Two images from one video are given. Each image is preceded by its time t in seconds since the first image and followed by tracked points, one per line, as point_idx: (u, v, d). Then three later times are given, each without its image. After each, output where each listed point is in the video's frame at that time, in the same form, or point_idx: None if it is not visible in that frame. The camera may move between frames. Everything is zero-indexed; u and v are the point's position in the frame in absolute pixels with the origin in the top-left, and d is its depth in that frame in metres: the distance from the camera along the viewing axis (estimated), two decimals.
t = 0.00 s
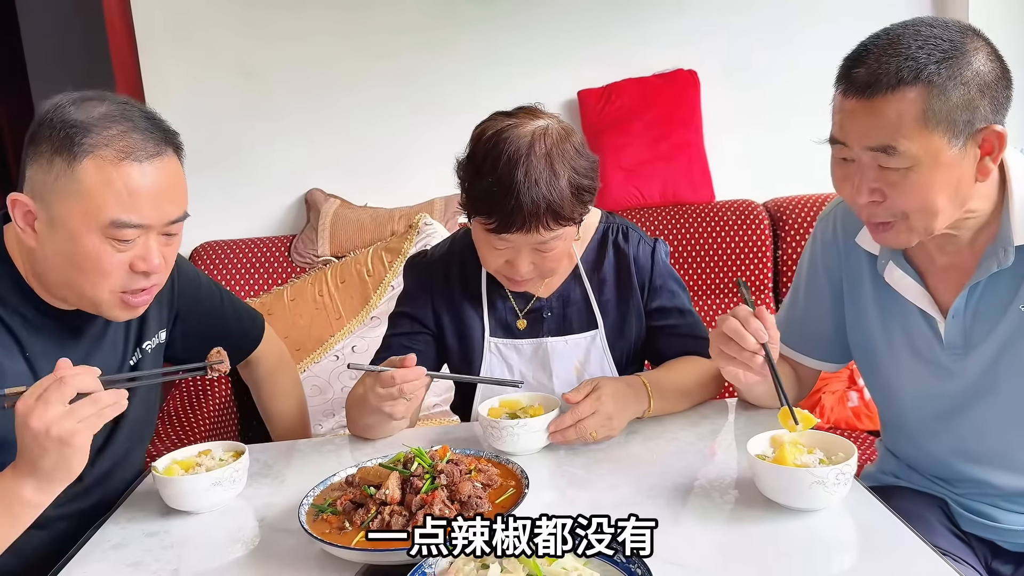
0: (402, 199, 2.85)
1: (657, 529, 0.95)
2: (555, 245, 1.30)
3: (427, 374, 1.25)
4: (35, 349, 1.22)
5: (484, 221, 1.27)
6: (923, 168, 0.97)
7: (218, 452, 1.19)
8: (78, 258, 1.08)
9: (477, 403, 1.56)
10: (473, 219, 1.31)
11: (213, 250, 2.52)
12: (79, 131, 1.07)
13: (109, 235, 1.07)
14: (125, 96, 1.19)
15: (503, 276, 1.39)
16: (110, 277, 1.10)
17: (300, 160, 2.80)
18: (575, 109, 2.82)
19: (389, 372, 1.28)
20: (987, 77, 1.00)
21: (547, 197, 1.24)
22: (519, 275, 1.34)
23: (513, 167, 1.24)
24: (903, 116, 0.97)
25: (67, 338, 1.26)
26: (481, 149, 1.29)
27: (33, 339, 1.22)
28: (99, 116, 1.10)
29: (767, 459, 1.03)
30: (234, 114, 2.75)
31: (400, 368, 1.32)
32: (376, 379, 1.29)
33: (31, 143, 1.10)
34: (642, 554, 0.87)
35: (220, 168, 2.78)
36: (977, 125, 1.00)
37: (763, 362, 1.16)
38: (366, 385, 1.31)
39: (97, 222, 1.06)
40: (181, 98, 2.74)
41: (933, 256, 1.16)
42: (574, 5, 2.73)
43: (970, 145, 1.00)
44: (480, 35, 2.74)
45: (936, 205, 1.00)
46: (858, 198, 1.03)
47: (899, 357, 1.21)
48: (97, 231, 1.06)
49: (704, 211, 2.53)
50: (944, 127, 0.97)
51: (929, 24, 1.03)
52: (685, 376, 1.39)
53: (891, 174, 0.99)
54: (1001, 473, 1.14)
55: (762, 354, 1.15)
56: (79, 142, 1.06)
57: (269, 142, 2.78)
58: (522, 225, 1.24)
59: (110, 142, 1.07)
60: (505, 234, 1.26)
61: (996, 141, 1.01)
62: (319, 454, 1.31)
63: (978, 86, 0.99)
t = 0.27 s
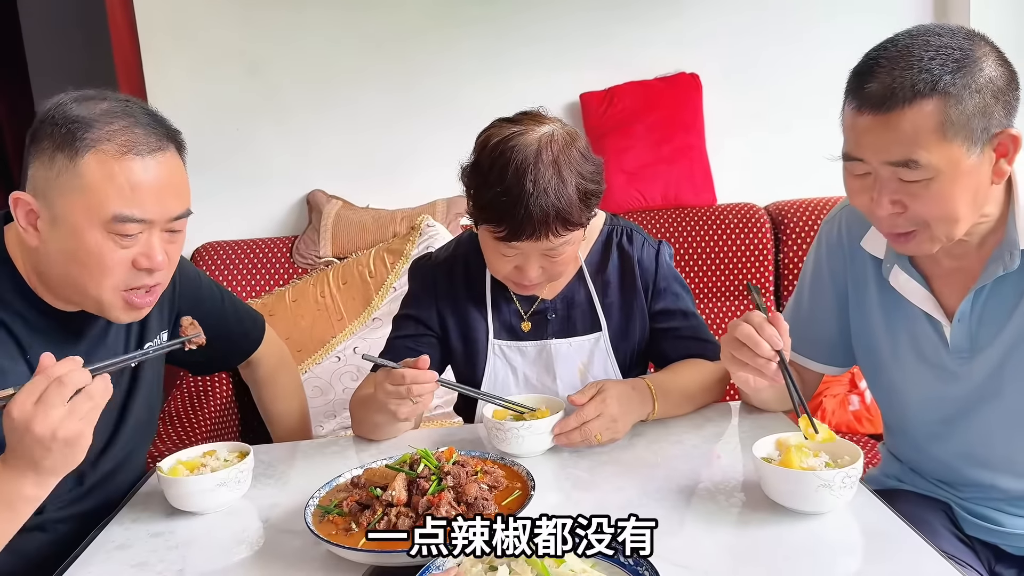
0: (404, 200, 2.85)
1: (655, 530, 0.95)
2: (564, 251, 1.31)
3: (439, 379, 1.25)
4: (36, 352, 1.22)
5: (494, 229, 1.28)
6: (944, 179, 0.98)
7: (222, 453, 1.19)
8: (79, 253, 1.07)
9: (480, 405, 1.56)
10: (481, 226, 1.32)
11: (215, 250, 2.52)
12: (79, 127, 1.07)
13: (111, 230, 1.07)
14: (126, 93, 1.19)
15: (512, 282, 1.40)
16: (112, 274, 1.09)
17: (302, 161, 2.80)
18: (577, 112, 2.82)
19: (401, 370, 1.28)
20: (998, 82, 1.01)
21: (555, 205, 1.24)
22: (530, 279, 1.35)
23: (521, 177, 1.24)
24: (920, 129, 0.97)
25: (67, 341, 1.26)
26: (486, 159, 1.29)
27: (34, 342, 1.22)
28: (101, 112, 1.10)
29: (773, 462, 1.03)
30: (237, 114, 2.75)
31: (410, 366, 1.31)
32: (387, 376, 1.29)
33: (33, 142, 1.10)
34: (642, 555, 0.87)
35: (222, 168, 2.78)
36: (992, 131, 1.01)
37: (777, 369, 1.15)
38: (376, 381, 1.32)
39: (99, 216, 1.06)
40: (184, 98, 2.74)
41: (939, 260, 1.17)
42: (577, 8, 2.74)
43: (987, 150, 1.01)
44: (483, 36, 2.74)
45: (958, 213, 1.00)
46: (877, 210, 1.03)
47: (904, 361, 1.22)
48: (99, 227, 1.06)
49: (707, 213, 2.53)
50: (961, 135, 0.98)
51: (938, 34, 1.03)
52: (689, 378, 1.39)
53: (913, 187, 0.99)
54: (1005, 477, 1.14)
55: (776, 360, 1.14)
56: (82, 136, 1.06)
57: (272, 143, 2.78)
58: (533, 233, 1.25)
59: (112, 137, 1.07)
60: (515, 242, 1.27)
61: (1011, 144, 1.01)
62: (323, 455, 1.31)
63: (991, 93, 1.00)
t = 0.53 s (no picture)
0: (406, 203, 2.86)
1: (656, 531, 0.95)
2: (570, 251, 1.31)
3: (463, 385, 1.24)
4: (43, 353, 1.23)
5: (500, 230, 1.28)
6: (960, 184, 0.99)
7: (228, 454, 1.19)
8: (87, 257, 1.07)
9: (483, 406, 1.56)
10: (488, 227, 1.32)
11: (217, 251, 2.51)
12: (69, 127, 1.06)
13: (113, 227, 1.07)
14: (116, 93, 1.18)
15: (517, 284, 1.39)
16: (118, 272, 1.10)
17: (303, 162, 2.80)
18: (579, 115, 2.83)
19: (425, 373, 1.27)
20: (1010, 85, 1.02)
21: (561, 203, 1.24)
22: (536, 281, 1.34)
23: (528, 177, 1.25)
24: (936, 133, 0.98)
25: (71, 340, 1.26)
26: (493, 160, 1.29)
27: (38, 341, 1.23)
28: (92, 111, 1.10)
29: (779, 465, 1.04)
30: (238, 115, 2.75)
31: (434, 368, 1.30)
32: (410, 377, 1.28)
33: (27, 149, 1.09)
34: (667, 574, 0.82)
35: (224, 170, 2.78)
36: (1005, 134, 1.02)
37: (789, 379, 1.15)
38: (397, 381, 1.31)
39: (99, 214, 1.05)
40: (185, 99, 2.74)
41: (946, 263, 1.17)
42: (579, 11, 2.74)
43: (1001, 154, 1.02)
44: (485, 39, 2.75)
45: (974, 217, 1.01)
46: (893, 216, 1.04)
47: (909, 364, 1.22)
48: (100, 225, 1.06)
49: (709, 217, 2.54)
50: (977, 141, 0.99)
51: (949, 38, 1.04)
52: (693, 380, 1.40)
53: (928, 192, 1.00)
54: (1010, 481, 1.15)
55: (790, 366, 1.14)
56: (72, 137, 1.05)
57: (274, 144, 2.78)
58: (540, 232, 1.25)
59: (103, 133, 1.07)
60: (521, 242, 1.27)
61: None
62: (327, 457, 1.30)
63: (1005, 96, 1.01)
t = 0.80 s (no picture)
0: (405, 205, 2.85)
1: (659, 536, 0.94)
2: (572, 254, 1.30)
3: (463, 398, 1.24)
4: (48, 355, 1.22)
5: (501, 234, 1.28)
6: (969, 189, 1.00)
7: (229, 457, 1.19)
8: (84, 263, 1.07)
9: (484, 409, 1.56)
10: (489, 231, 1.32)
11: (216, 253, 2.50)
12: (67, 134, 1.06)
13: (108, 235, 1.06)
14: (117, 96, 1.18)
15: (518, 288, 1.39)
16: (115, 279, 1.08)
17: (303, 165, 2.80)
18: (579, 119, 2.83)
19: (424, 390, 1.26)
20: (1018, 91, 1.03)
21: (563, 207, 1.24)
22: (538, 285, 1.34)
23: (530, 182, 1.24)
24: (945, 139, 0.99)
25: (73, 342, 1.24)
26: (494, 165, 1.29)
27: (41, 341, 1.21)
28: (90, 116, 1.10)
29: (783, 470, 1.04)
30: (238, 116, 2.75)
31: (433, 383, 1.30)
32: (409, 394, 1.28)
33: (27, 153, 1.09)
34: None
35: (223, 171, 2.78)
36: (1013, 140, 1.03)
37: (791, 372, 1.16)
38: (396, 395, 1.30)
39: (93, 223, 1.05)
40: (185, 100, 2.73)
41: (949, 268, 1.18)
42: (580, 15, 2.75)
43: (1009, 158, 1.03)
44: (486, 43, 2.75)
45: (981, 223, 1.02)
46: (902, 221, 1.04)
47: (912, 369, 1.22)
48: (95, 233, 1.05)
49: (708, 221, 2.54)
50: (986, 146, 1.00)
51: (957, 44, 1.05)
52: (695, 384, 1.40)
53: (938, 198, 1.01)
54: (1011, 486, 1.15)
55: (790, 360, 1.14)
56: (70, 143, 1.05)
57: (273, 146, 2.78)
58: (542, 237, 1.25)
59: (100, 140, 1.06)
60: (524, 247, 1.27)
61: None
62: (328, 460, 1.30)
63: (1013, 102, 1.02)
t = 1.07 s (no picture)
0: (403, 209, 2.85)
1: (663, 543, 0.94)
2: (572, 264, 1.29)
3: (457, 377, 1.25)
4: (44, 357, 1.21)
5: (500, 238, 1.27)
6: (973, 194, 1.01)
7: (229, 460, 1.19)
8: (87, 263, 1.06)
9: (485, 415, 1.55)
10: (488, 235, 1.31)
11: (213, 256, 2.49)
12: (74, 133, 1.06)
13: (112, 235, 1.05)
14: (122, 97, 1.18)
15: (516, 300, 1.37)
16: (117, 279, 1.08)
17: (301, 168, 2.80)
18: (577, 123, 2.84)
19: (410, 381, 1.27)
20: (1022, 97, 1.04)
21: (563, 211, 1.24)
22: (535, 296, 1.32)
23: (532, 183, 1.25)
24: (950, 143, 0.99)
25: (69, 343, 1.24)
26: (497, 166, 1.29)
27: (38, 343, 1.20)
28: (97, 116, 1.10)
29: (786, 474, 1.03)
30: (237, 118, 2.75)
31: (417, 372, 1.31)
32: (397, 391, 1.28)
33: (31, 152, 1.09)
34: None
35: (221, 174, 2.77)
36: (1017, 146, 1.03)
37: (804, 397, 1.15)
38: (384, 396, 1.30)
39: (99, 222, 1.04)
40: (183, 102, 2.72)
41: (949, 272, 1.18)
42: (579, 19, 2.76)
43: (1013, 163, 1.04)
44: (485, 46, 2.76)
45: (984, 227, 1.03)
46: (905, 225, 1.05)
47: (912, 373, 1.23)
48: (101, 232, 1.05)
49: (707, 225, 2.54)
50: (990, 151, 1.00)
51: (963, 48, 1.06)
52: (695, 389, 1.40)
53: (940, 204, 1.02)
54: (1012, 490, 1.15)
55: (806, 378, 1.14)
56: (75, 143, 1.05)
57: (272, 149, 2.78)
58: (541, 240, 1.24)
59: (107, 140, 1.06)
60: (522, 250, 1.26)
61: None
62: (328, 464, 1.30)
63: (1017, 107, 1.03)
